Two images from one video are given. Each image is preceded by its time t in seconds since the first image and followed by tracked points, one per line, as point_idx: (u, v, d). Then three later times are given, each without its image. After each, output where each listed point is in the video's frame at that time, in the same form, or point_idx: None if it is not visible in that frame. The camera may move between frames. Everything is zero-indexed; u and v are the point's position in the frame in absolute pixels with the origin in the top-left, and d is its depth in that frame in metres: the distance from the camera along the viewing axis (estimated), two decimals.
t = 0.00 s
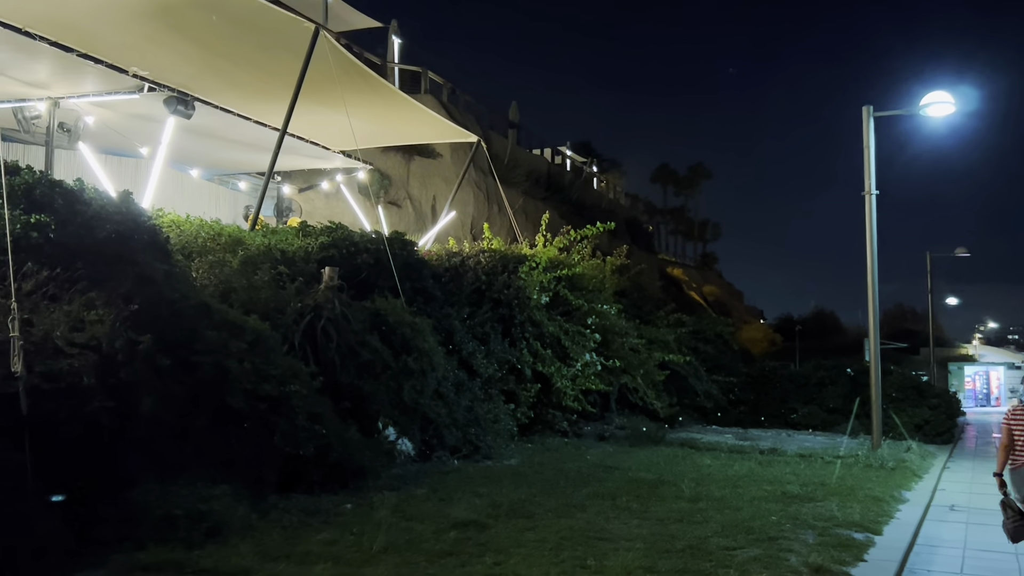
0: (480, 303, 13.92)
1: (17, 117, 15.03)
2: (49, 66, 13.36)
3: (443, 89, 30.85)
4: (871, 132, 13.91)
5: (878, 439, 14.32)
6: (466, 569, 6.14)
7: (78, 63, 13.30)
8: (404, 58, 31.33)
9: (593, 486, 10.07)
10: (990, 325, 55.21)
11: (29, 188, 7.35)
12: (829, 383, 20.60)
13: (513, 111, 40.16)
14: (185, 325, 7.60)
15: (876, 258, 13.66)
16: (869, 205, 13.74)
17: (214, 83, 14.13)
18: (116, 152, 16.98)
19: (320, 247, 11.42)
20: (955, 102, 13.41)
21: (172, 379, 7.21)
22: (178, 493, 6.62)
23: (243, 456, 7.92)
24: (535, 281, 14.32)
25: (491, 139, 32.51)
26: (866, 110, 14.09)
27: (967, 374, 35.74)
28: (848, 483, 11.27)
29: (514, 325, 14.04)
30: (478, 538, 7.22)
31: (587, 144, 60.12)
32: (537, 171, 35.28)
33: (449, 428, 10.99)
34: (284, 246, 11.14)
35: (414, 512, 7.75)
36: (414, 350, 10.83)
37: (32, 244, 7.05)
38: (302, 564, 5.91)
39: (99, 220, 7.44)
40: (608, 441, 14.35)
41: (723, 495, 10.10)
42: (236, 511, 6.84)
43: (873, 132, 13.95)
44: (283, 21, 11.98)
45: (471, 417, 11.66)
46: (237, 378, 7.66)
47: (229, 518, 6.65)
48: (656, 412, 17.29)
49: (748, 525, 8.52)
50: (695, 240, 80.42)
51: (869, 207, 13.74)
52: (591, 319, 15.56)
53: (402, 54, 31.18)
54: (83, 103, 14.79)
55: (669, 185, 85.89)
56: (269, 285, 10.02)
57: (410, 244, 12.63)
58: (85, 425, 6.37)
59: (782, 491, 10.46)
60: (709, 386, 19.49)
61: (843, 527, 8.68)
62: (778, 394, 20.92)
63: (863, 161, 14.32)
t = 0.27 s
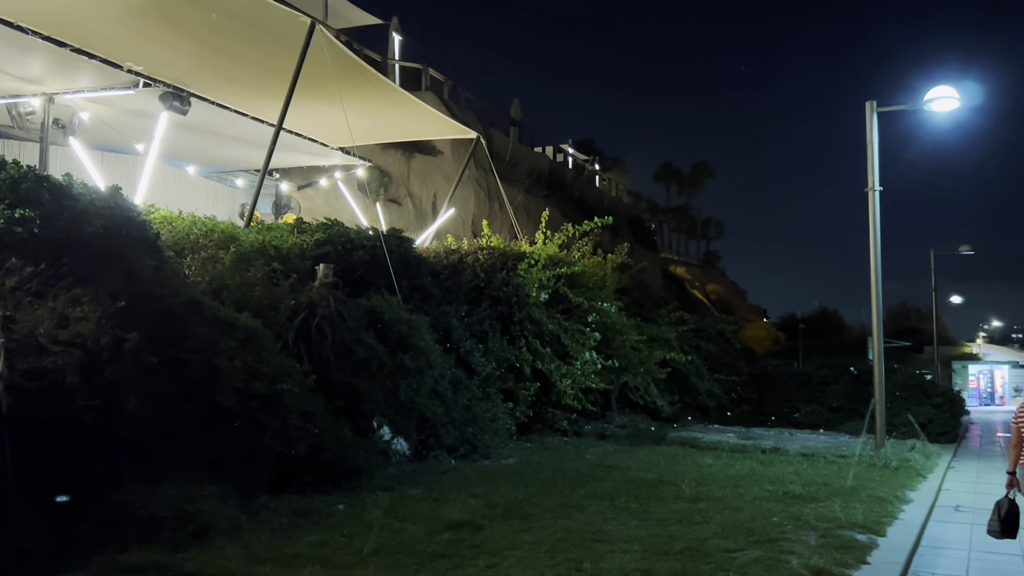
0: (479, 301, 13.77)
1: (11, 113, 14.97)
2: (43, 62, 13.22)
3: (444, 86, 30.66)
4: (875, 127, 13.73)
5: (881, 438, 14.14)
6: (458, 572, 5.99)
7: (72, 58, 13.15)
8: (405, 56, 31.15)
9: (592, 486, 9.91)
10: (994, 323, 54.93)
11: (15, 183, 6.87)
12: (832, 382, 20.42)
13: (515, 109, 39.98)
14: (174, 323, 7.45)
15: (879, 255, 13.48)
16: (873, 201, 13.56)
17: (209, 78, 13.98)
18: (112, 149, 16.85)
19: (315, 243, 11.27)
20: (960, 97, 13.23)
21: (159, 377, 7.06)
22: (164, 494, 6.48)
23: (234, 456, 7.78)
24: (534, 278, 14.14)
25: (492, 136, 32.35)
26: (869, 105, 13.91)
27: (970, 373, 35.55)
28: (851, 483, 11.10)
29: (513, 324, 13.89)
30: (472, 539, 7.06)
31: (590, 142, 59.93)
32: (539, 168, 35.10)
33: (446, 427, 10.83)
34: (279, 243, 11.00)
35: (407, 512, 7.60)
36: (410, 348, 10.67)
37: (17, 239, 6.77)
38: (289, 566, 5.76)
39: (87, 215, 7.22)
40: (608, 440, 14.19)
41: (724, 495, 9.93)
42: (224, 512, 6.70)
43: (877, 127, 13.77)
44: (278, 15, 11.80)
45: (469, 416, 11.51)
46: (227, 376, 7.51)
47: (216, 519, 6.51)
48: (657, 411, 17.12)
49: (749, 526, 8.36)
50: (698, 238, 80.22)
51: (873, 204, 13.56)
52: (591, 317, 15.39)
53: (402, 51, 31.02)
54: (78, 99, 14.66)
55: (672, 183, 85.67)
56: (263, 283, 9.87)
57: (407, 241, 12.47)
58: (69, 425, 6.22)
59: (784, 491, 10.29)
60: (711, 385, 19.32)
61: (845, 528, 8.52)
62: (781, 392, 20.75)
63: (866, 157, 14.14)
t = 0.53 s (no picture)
0: (475, 301, 13.59)
1: (2, 111, 14.81)
2: (35, 59, 13.06)
3: (443, 85, 30.47)
4: (876, 125, 13.56)
5: (883, 440, 13.95)
6: None
7: (64, 55, 12.99)
8: (405, 54, 30.98)
9: (588, 489, 9.74)
10: (997, 324, 54.69)
11: None
12: (834, 383, 20.24)
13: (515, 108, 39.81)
14: (160, 323, 7.29)
15: (880, 254, 13.31)
16: (874, 200, 13.39)
17: (203, 75, 13.82)
18: (106, 147, 16.69)
19: (308, 242, 11.11)
20: (962, 94, 13.06)
21: (144, 379, 6.90)
22: (146, 499, 6.32)
23: (221, 459, 7.62)
24: (531, 278, 13.94)
25: (492, 135, 32.18)
26: (871, 102, 13.73)
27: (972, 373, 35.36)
28: (852, 486, 10.93)
29: (510, 324, 13.72)
30: (462, 544, 6.89)
31: (591, 141, 59.78)
32: (539, 168, 34.92)
33: (440, 429, 10.64)
34: (271, 242, 10.84)
35: (397, 517, 7.43)
36: (404, 349, 10.50)
37: None
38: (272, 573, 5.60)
39: (72, 214, 7.05)
40: (606, 442, 14.01)
41: (723, 498, 9.74)
42: (208, 517, 6.54)
43: (878, 124, 13.59)
44: (271, 11, 11.65)
45: (464, 418, 11.33)
46: (214, 378, 7.35)
47: (200, 524, 6.35)
48: (657, 412, 16.95)
49: (748, 530, 8.19)
50: (700, 238, 80.05)
51: (874, 202, 13.40)
52: (589, 317, 15.22)
53: (402, 50, 30.86)
54: (71, 97, 14.50)
55: (673, 183, 85.48)
56: (253, 282, 9.72)
57: (403, 240, 12.31)
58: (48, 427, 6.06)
59: (783, 494, 10.12)
60: (712, 385, 19.16)
61: (846, 532, 8.35)
62: (782, 393, 20.58)
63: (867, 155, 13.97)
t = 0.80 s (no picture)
0: (468, 302, 13.44)
1: None
2: (23, 57, 12.91)
3: (440, 85, 30.32)
4: (873, 124, 13.42)
5: (880, 442, 13.79)
6: None
7: (52, 53, 12.85)
8: (401, 54, 30.84)
9: (579, 492, 9.59)
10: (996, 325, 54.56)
11: None
12: (831, 384, 20.09)
13: (513, 109, 39.71)
14: (141, 324, 7.14)
15: (878, 254, 13.17)
16: (870, 199, 13.25)
17: (193, 74, 13.68)
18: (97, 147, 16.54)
19: (298, 242, 10.98)
20: (960, 93, 12.92)
21: (123, 381, 6.76)
22: (123, 503, 6.18)
23: (203, 463, 7.48)
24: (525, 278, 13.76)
25: (489, 136, 32.05)
26: (868, 101, 13.60)
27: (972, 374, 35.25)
28: (848, 489, 10.78)
29: (503, 325, 13.57)
30: (448, 550, 6.75)
31: (589, 142, 59.68)
32: (536, 168, 34.77)
33: (430, 431, 10.45)
34: (259, 241, 10.71)
35: (382, 521, 7.29)
36: (394, 350, 10.34)
37: None
38: None
39: (52, 212, 6.89)
40: (601, 444, 13.87)
41: (716, 501, 9.60)
42: (187, 523, 6.40)
43: (875, 124, 13.45)
44: (260, 9, 11.52)
45: (455, 420, 11.17)
46: (195, 380, 7.22)
47: (178, 530, 6.22)
48: (653, 413, 16.81)
49: (741, 534, 8.04)
50: (699, 239, 79.94)
51: (871, 202, 13.26)
52: (584, 318, 15.06)
53: (398, 50, 30.74)
54: (60, 96, 14.35)
55: (672, 185, 85.37)
56: (240, 282, 9.58)
57: (394, 239, 12.18)
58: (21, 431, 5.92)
59: (778, 497, 9.97)
60: (708, 387, 19.01)
61: (840, 537, 8.20)
62: (779, 394, 20.45)
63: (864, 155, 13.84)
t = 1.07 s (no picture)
0: (457, 306, 13.31)
1: None
2: (8, 59, 12.76)
3: (432, 88, 30.19)
4: (864, 127, 13.32)
5: (872, 448, 13.66)
6: None
7: (37, 55, 12.70)
8: (394, 57, 30.73)
9: (566, 500, 9.46)
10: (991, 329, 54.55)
11: None
12: (825, 389, 19.97)
13: (507, 112, 39.64)
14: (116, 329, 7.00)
15: (870, 258, 13.06)
16: (862, 203, 13.15)
17: (180, 75, 13.55)
18: (84, 149, 16.40)
19: (282, 246, 10.84)
20: (952, 96, 12.83)
21: (96, 387, 6.62)
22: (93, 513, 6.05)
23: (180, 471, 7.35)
24: (514, 283, 13.60)
25: (482, 139, 31.95)
26: (859, 104, 13.50)
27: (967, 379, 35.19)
28: (839, 496, 10.66)
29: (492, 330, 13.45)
30: (428, 560, 6.61)
31: (585, 146, 59.63)
32: (530, 171, 34.65)
33: (416, 437, 10.36)
34: (243, 244, 10.57)
35: (362, 530, 7.15)
36: (379, 355, 10.22)
37: None
38: None
39: (26, 215, 6.74)
40: (591, 449, 13.74)
41: (705, 509, 9.47)
42: (160, 533, 6.27)
43: (867, 127, 13.35)
44: (246, 9, 11.38)
45: (442, 426, 11.05)
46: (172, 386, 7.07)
47: (149, 540, 6.09)
48: (644, 418, 16.69)
49: (728, 543, 7.92)
50: (694, 243, 79.90)
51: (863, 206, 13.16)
52: (574, 322, 14.91)
53: (391, 53, 30.62)
54: (45, 97, 14.22)
55: (668, 189, 85.36)
56: (222, 286, 9.44)
57: (381, 243, 12.04)
58: None
59: (768, 505, 9.84)
60: (701, 392, 18.88)
61: (829, 546, 8.08)
62: (772, 399, 20.35)
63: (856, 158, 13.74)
